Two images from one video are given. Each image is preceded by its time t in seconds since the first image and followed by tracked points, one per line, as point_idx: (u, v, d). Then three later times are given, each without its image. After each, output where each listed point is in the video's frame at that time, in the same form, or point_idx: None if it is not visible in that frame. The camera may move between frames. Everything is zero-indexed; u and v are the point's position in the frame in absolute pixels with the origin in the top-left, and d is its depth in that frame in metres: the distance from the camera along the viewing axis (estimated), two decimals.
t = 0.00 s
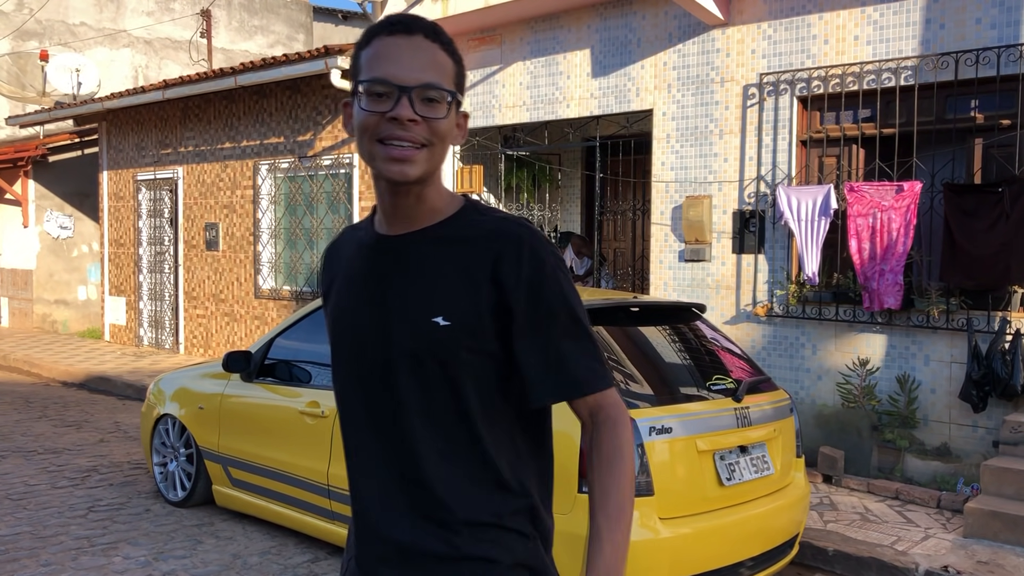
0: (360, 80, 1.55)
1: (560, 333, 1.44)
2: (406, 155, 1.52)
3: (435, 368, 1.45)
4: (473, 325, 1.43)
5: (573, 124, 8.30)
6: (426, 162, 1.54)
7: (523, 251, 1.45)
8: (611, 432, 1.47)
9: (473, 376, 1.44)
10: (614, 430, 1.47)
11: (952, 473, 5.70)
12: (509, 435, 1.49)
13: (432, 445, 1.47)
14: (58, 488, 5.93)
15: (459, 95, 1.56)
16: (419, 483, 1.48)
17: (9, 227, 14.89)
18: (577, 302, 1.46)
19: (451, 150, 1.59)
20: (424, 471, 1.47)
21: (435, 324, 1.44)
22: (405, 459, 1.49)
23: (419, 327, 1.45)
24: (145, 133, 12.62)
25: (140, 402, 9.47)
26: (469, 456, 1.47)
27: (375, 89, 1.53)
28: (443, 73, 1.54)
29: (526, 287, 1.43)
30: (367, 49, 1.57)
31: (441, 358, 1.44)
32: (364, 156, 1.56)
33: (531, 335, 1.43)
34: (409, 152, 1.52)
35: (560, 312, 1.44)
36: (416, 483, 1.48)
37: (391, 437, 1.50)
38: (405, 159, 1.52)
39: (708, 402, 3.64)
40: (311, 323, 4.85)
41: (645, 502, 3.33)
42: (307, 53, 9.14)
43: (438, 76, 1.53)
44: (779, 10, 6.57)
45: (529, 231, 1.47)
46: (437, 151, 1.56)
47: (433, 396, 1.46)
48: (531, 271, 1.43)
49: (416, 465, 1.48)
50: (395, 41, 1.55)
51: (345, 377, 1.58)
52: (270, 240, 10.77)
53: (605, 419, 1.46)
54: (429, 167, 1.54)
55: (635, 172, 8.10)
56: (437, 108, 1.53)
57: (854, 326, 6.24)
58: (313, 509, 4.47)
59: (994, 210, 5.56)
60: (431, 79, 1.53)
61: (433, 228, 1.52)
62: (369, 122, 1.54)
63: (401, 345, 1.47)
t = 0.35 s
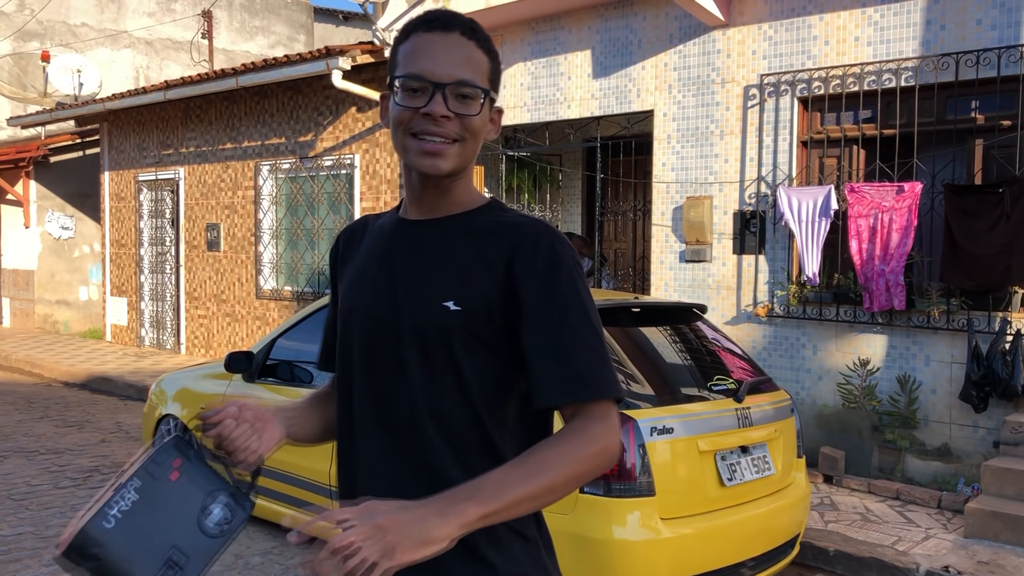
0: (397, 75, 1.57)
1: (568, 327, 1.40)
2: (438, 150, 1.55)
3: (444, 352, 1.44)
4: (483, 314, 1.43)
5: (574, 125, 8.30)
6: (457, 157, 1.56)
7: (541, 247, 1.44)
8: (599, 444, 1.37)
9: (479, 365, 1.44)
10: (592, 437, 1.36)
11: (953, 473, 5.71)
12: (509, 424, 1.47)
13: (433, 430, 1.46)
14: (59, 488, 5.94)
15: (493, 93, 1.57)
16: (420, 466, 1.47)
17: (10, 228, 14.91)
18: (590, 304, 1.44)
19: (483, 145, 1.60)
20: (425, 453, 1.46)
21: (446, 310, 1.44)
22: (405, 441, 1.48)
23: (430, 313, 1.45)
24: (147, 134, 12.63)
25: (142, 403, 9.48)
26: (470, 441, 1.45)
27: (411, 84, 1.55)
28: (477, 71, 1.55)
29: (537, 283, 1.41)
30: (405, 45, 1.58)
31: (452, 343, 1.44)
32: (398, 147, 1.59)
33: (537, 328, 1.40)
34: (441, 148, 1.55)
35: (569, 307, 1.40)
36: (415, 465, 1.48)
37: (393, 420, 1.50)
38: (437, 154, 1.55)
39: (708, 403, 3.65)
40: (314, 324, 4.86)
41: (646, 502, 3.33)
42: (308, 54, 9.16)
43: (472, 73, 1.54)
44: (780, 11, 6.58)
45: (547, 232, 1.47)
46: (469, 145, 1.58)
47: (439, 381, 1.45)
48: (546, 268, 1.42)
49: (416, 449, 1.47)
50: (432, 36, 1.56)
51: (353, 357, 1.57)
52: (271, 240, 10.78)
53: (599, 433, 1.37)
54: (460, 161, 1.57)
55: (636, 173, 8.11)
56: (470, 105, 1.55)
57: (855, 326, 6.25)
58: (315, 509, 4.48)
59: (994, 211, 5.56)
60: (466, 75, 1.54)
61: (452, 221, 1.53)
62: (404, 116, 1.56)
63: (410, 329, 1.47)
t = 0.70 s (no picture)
0: (412, 68, 1.56)
1: (594, 355, 1.48)
2: (457, 143, 1.53)
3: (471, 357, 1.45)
4: (511, 323, 1.46)
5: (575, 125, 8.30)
6: (479, 149, 1.55)
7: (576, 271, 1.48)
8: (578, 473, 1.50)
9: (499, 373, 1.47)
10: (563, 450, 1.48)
11: (954, 473, 5.70)
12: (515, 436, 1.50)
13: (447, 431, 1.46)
14: (60, 488, 5.94)
15: (512, 81, 1.56)
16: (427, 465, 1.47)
17: (11, 227, 14.93)
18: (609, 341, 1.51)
19: (505, 134, 1.58)
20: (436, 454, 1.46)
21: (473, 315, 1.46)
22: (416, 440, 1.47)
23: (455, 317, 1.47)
24: (148, 133, 12.64)
25: (143, 403, 9.48)
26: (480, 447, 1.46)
27: (426, 76, 1.54)
28: (494, 59, 1.53)
29: (573, 305, 1.48)
30: (419, 35, 1.57)
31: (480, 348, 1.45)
32: (416, 143, 1.58)
33: (566, 351, 1.47)
34: (460, 140, 1.54)
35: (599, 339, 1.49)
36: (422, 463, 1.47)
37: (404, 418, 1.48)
38: (456, 147, 1.53)
39: (709, 402, 3.64)
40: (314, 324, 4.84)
41: (647, 502, 3.33)
42: (309, 53, 9.16)
43: (489, 61, 1.53)
44: (781, 10, 6.58)
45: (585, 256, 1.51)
46: (489, 137, 1.56)
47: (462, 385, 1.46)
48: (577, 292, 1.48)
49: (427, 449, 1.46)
50: (447, 25, 1.54)
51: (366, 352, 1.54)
52: (272, 240, 10.77)
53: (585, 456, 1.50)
54: (481, 155, 1.56)
55: (637, 172, 8.10)
56: (489, 95, 1.53)
57: (856, 326, 6.25)
58: (315, 508, 4.47)
59: (996, 210, 5.55)
60: (483, 63, 1.53)
61: (476, 228, 1.54)
62: (421, 111, 1.55)
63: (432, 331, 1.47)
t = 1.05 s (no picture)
0: (440, 60, 1.45)
1: (648, 368, 1.38)
2: (485, 144, 1.41)
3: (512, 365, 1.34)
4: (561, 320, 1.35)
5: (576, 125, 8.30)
6: (509, 150, 1.42)
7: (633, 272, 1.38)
8: (627, 494, 1.38)
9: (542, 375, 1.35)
10: (627, 454, 1.34)
11: (955, 474, 5.71)
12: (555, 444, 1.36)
13: (485, 444, 1.33)
14: (61, 488, 5.94)
15: (547, 73, 1.44)
16: (461, 479, 1.33)
17: (13, 228, 14.96)
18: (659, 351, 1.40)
19: (540, 133, 1.46)
20: (473, 467, 1.33)
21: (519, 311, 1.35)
22: (450, 450, 1.33)
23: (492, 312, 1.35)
24: (149, 133, 12.65)
25: (144, 403, 9.49)
26: (523, 459, 1.34)
27: (453, 70, 1.43)
28: (528, 51, 1.41)
29: (627, 314, 1.38)
30: (448, 23, 1.46)
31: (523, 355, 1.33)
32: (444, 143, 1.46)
33: (623, 358, 1.38)
34: (488, 138, 1.41)
35: (654, 352, 1.39)
36: (456, 476, 1.33)
37: (436, 427, 1.34)
38: (485, 148, 1.41)
39: (710, 403, 3.65)
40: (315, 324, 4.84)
41: (648, 502, 3.33)
42: (310, 54, 9.16)
43: (523, 53, 1.41)
44: (783, 11, 6.57)
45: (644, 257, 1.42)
46: (523, 135, 1.44)
47: (504, 395, 1.34)
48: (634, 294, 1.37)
49: (463, 461, 1.33)
50: (477, 14, 1.43)
51: (389, 351, 1.39)
52: (273, 240, 10.77)
53: (636, 473, 1.38)
54: (512, 155, 1.43)
55: (638, 173, 8.09)
56: (522, 90, 1.41)
57: (857, 326, 6.25)
58: (316, 508, 4.47)
59: (996, 211, 5.55)
60: (516, 56, 1.41)
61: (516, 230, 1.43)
62: (447, 108, 1.43)
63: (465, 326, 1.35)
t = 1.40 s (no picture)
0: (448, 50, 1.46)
1: (663, 372, 1.39)
2: (490, 138, 1.40)
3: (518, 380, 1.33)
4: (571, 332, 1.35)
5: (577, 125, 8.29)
6: (513, 147, 1.42)
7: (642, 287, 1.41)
8: (641, 509, 1.39)
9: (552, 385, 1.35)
10: (643, 466, 1.35)
11: (956, 474, 5.71)
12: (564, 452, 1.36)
13: (490, 460, 1.32)
14: (64, 488, 5.95)
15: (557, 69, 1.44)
16: (468, 494, 1.31)
17: (16, 228, 14.99)
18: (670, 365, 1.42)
19: (546, 130, 1.46)
20: (480, 482, 1.31)
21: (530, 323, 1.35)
22: (456, 465, 1.32)
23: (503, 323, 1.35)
24: (151, 133, 12.66)
25: (146, 402, 9.50)
26: (532, 474, 1.32)
27: (460, 61, 1.43)
28: (537, 45, 1.42)
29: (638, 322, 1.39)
30: (459, 14, 1.47)
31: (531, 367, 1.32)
32: (448, 137, 1.46)
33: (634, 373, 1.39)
34: (494, 132, 1.41)
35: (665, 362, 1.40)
36: (463, 491, 1.31)
37: (441, 441, 1.32)
38: (489, 143, 1.41)
39: (713, 403, 3.65)
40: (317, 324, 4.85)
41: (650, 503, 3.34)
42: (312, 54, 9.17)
43: (532, 47, 1.42)
44: (786, 11, 6.57)
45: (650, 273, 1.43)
46: (527, 133, 1.43)
47: (511, 408, 1.33)
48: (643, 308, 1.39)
49: (470, 474, 1.31)
50: (487, 6, 1.43)
51: (393, 363, 1.39)
52: (275, 240, 10.77)
53: (652, 486, 1.39)
54: (516, 152, 1.42)
55: (640, 173, 8.08)
56: (529, 85, 1.41)
57: (859, 326, 6.25)
58: (318, 508, 4.48)
59: (999, 211, 5.55)
60: (524, 49, 1.41)
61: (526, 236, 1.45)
62: (453, 99, 1.43)
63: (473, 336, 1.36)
